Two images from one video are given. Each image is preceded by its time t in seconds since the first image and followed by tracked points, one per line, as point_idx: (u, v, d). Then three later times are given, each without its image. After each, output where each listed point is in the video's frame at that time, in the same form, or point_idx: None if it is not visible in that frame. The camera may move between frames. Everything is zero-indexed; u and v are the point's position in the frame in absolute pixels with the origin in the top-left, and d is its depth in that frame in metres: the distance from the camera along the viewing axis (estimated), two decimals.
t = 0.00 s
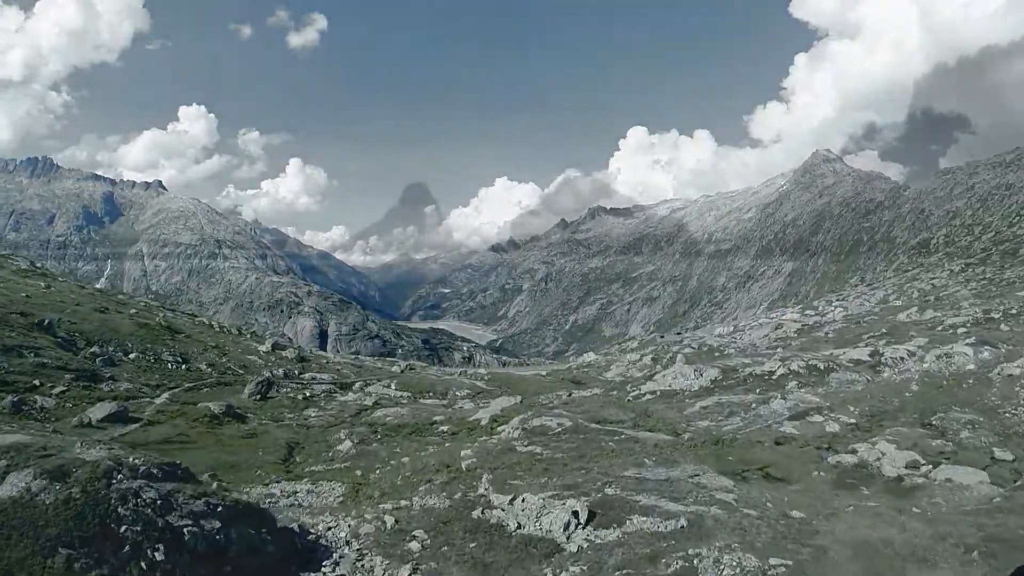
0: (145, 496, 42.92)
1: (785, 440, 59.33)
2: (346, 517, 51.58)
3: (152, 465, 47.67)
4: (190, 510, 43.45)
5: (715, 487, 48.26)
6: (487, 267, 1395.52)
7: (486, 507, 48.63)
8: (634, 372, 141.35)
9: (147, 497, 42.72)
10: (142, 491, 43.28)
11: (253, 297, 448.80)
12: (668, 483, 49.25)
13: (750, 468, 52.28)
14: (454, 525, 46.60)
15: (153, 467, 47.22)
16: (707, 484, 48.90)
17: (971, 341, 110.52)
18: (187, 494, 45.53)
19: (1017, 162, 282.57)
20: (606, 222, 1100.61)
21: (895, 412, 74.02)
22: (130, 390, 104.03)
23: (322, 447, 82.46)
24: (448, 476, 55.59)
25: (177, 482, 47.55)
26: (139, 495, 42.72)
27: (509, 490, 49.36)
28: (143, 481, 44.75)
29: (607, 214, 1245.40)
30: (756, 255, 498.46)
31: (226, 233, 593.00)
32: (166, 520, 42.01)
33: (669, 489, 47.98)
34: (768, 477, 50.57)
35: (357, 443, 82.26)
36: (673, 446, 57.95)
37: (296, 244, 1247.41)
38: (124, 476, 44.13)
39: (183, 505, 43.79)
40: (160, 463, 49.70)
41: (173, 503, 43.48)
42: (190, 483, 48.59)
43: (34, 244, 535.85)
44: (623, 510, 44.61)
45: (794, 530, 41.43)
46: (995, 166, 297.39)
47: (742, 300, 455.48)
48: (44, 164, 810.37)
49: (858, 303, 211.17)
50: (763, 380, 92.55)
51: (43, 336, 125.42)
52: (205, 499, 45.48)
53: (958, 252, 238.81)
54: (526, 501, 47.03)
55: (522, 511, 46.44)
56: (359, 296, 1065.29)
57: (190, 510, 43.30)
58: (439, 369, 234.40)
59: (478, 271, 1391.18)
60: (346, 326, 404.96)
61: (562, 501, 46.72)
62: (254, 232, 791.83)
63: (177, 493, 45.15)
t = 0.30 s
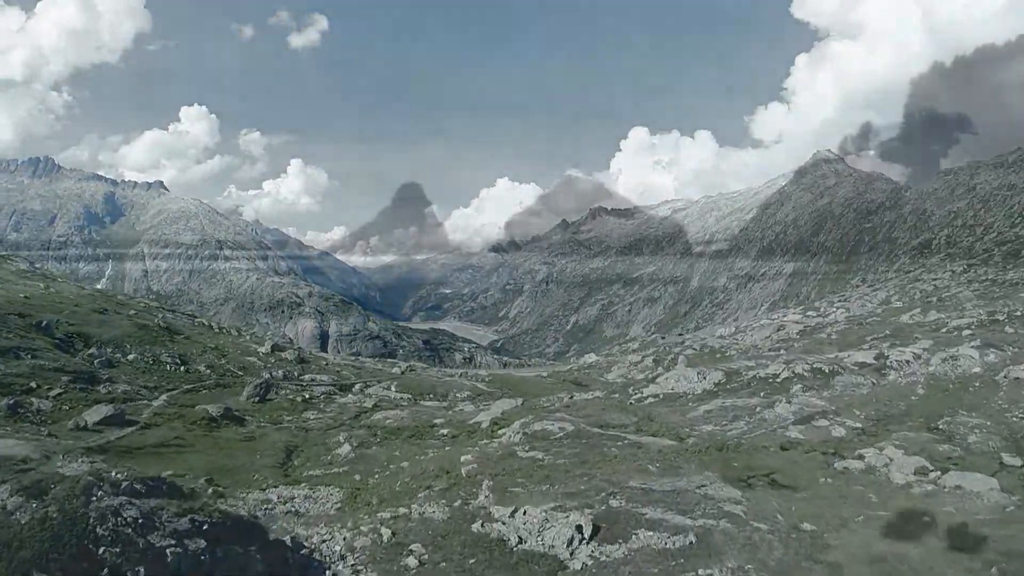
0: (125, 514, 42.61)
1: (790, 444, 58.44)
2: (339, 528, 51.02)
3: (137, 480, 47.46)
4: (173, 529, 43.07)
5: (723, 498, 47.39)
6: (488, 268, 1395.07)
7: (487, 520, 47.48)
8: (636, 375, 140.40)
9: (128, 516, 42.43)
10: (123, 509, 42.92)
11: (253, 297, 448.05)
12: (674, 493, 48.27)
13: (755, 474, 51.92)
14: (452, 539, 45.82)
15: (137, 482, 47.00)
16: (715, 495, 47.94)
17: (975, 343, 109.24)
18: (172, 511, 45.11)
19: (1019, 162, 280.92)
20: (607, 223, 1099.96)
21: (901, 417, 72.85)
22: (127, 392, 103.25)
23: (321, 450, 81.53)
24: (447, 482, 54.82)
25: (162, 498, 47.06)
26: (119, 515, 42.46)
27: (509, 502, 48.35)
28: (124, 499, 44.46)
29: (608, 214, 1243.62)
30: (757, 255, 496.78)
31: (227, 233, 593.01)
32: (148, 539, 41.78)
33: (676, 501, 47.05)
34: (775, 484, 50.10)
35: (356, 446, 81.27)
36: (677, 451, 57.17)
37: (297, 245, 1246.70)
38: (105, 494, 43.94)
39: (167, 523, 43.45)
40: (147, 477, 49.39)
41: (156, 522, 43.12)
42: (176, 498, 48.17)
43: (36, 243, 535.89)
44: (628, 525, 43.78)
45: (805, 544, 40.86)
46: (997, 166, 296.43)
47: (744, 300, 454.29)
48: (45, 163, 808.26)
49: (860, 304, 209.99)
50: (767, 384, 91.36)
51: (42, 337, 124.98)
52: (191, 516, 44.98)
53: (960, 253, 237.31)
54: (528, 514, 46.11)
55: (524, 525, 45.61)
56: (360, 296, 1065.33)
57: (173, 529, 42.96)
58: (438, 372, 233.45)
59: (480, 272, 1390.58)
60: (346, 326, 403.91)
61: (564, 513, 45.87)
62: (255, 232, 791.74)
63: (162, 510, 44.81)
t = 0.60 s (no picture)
0: (101, 536, 43.12)
1: (797, 451, 57.58)
2: (331, 541, 49.27)
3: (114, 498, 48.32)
4: (152, 551, 43.47)
5: (731, 511, 46.49)
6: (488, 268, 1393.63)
7: (488, 533, 46.41)
8: (637, 376, 139.64)
9: (104, 538, 42.95)
10: (99, 531, 43.49)
11: (253, 297, 447.27)
12: (680, 506, 47.61)
13: (762, 483, 51.27)
14: (451, 554, 44.95)
15: (114, 501, 47.86)
16: (722, 508, 47.08)
17: (980, 345, 108.02)
18: (152, 531, 45.78)
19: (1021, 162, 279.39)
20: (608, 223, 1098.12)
21: (906, 421, 71.87)
22: (125, 394, 102.53)
23: (320, 454, 80.73)
24: (448, 491, 54.25)
25: (140, 517, 47.80)
26: (94, 536, 42.98)
27: (510, 514, 47.82)
28: (100, 519, 45.04)
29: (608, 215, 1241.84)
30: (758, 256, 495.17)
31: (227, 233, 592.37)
32: (125, 562, 42.17)
33: (682, 514, 46.23)
34: (781, 493, 49.40)
35: (355, 449, 80.41)
36: (681, 459, 56.38)
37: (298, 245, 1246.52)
38: (79, 515, 44.60)
39: (146, 545, 43.89)
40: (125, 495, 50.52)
41: (134, 544, 43.62)
42: (157, 516, 49.09)
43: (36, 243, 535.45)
44: (634, 540, 42.99)
45: (815, 560, 39.97)
46: (998, 167, 295.16)
47: (744, 301, 453.04)
48: (46, 163, 808.51)
49: (862, 305, 208.60)
50: (770, 388, 90.34)
51: (39, 338, 124.34)
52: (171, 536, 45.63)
53: (962, 253, 235.97)
54: (529, 528, 45.42)
55: (525, 540, 44.84)
56: (360, 296, 1064.39)
57: (151, 551, 43.39)
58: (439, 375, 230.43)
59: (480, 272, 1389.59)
60: (346, 326, 402.86)
61: (568, 527, 45.26)
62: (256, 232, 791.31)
63: (141, 531, 45.44)
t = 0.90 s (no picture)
0: (81, 553, 48.14)
1: (802, 455, 56.96)
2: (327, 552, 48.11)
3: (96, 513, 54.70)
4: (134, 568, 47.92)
5: (738, 520, 45.78)
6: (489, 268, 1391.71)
7: (487, 543, 45.26)
8: (638, 377, 138.94)
9: (82, 554, 47.89)
10: (77, 547, 48.55)
11: (253, 297, 446.22)
12: (686, 515, 46.92)
13: (767, 487, 50.77)
14: (449, 566, 43.70)
15: (94, 517, 53.97)
16: (729, 517, 46.40)
17: (983, 348, 107.17)
18: (134, 547, 50.68)
19: None
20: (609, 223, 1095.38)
21: (912, 424, 70.92)
22: (122, 395, 101.86)
23: (318, 455, 79.89)
24: (447, 495, 53.93)
25: (121, 531, 53.64)
26: (72, 553, 48.00)
27: (509, 524, 46.94)
28: (80, 535, 50.65)
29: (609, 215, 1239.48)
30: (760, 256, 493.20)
31: (227, 234, 591.82)
32: None
33: (688, 524, 45.48)
34: (786, 498, 48.90)
35: (354, 451, 79.65)
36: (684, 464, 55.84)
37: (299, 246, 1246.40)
38: (60, 530, 50.27)
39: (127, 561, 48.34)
40: (108, 508, 57.06)
41: (115, 560, 48.19)
42: (138, 530, 54.51)
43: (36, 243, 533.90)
44: (639, 553, 42.06)
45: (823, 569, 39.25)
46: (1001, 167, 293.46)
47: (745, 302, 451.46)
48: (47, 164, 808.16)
49: (863, 306, 207.42)
50: (774, 390, 89.40)
51: (37, 338, 123.82)
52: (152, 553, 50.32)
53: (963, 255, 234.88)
54: (529, 540, 44.53)
55: (526, 552, 43.91)
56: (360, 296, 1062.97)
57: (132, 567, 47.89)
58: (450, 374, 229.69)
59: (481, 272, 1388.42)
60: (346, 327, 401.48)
61: (570, 539, 44.38)
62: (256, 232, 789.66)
63: (123, 547, 50.36)
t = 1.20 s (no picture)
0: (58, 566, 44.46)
1: (805, 459, 56.72)
2: (321, 558, 45.56)
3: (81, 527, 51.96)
4: None
5: (744, 530, 44.87)
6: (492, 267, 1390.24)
7: (486, 553, 43.40)
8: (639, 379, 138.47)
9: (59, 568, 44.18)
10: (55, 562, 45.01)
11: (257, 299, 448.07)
12: (689, 525, 46.33)
13: (770, 491, 50.45)
14: None
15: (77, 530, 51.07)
16: (736, 526, 45.61)
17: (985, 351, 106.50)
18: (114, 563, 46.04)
19: None
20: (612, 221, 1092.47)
21: (914, 427, 70.13)
22: (120, 395, 101.16)
23: (317, 458, 78.86)
24: (447, 501, 53.04)
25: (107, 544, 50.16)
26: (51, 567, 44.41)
27: (510, 532, 45.79)
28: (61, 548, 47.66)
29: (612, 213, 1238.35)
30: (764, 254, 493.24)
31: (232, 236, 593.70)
32: None
33: (693, 534, 44.82)
34: (790, 504, 48.37)
35: (353, 454, 79.15)
36: (687, 471, 55.45)
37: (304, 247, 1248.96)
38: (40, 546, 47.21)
39: None
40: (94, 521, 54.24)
41: None
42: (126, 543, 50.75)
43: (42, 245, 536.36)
44: (643, 563, 40.73)
45: None
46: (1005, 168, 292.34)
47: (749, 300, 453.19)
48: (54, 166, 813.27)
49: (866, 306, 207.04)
50: (775, 392, 88.95)
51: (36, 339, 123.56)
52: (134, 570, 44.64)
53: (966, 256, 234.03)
54: (530, 551, 42.85)
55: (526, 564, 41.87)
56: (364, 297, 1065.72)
57: None
58: (460, 374, 240.27)
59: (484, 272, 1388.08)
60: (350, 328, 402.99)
61: (572, 550, 43.07)
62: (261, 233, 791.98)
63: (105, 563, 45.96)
